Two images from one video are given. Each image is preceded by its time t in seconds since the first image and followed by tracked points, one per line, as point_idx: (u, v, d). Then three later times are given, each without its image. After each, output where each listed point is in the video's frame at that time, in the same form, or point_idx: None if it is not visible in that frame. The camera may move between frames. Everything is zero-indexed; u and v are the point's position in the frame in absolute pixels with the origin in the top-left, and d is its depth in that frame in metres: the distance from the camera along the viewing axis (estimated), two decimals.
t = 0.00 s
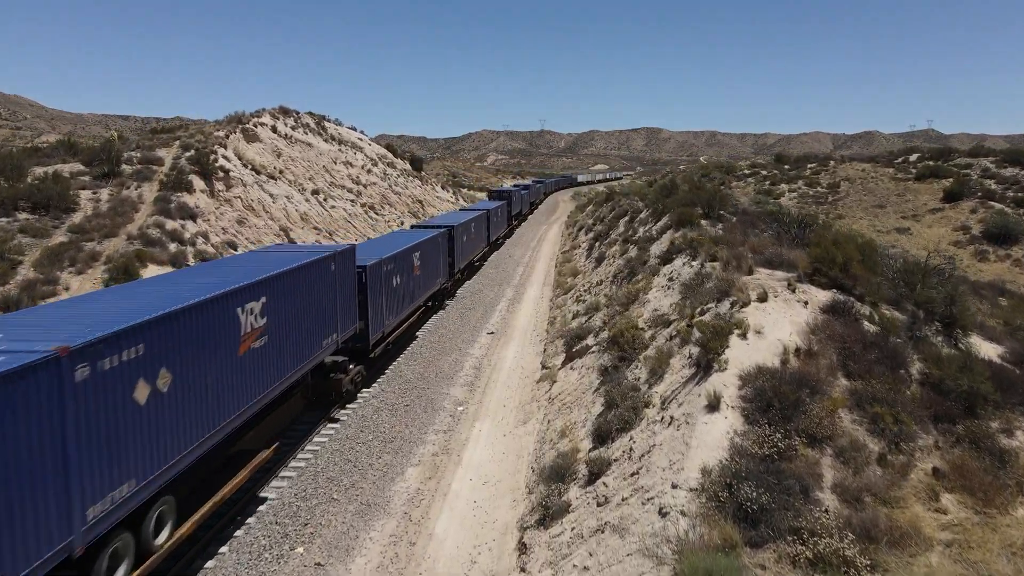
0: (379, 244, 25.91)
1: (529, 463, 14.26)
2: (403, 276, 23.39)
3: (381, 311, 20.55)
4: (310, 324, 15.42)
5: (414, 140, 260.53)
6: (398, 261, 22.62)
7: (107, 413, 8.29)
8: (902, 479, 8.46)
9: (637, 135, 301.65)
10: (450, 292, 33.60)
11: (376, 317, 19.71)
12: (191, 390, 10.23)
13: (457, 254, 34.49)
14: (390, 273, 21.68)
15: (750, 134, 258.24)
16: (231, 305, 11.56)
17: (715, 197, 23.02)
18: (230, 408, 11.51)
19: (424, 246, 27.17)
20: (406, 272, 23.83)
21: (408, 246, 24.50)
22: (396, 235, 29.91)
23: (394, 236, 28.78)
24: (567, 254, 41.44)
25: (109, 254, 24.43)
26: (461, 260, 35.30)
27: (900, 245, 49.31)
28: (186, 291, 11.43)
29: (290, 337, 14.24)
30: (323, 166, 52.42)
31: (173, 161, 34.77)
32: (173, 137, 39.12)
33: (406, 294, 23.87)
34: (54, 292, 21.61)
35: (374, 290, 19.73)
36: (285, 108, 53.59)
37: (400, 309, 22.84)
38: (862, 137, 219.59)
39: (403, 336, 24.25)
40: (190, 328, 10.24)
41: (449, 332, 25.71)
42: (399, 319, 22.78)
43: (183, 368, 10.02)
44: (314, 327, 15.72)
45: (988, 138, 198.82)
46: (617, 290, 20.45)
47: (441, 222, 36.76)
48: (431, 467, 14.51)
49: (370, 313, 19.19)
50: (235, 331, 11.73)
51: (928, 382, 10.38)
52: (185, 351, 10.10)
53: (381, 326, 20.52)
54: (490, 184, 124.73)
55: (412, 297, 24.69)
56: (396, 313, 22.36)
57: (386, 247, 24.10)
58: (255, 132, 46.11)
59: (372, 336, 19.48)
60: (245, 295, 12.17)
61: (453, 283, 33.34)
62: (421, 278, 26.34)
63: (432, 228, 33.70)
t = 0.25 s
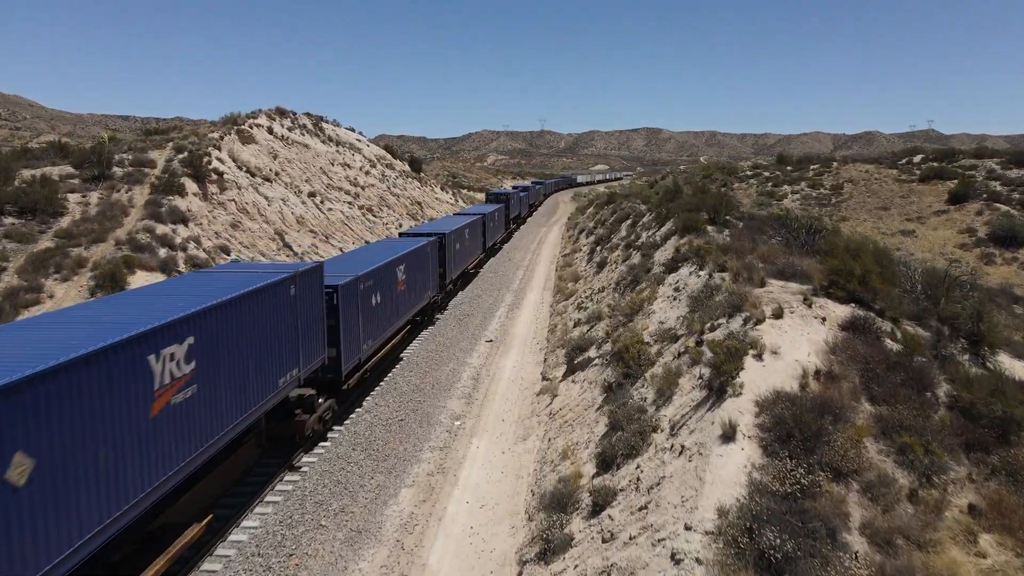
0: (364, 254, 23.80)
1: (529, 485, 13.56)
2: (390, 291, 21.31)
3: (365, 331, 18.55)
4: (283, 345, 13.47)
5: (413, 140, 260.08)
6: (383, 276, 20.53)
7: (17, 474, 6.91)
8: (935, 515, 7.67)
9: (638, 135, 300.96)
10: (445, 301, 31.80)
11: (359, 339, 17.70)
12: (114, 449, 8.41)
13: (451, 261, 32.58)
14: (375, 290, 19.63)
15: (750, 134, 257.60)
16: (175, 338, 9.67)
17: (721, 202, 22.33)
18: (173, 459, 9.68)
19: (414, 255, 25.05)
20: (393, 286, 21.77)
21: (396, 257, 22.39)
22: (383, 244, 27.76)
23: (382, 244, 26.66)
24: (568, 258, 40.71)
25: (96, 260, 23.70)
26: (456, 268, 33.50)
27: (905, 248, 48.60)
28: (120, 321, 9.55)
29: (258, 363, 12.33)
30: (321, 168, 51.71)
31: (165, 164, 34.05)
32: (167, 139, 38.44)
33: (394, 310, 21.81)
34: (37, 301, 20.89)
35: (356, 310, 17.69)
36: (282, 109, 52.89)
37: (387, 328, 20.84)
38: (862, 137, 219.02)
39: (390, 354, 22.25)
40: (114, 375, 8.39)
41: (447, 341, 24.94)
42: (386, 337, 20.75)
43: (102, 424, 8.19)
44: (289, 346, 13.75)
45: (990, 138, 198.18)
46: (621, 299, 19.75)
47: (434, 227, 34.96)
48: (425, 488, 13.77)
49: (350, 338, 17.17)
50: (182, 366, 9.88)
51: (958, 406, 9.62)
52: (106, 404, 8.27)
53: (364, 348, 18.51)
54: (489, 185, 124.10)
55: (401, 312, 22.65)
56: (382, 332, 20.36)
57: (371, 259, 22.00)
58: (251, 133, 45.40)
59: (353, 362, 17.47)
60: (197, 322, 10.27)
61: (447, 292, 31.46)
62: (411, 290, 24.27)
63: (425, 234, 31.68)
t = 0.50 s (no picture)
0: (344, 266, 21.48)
1: (529, 509, 12.83)
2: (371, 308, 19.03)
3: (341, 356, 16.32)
4: (260, 362, 12.41)
5: (413, 140, 259.33)
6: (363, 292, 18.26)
7: None
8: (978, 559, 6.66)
9: (638, 136, 300.21)
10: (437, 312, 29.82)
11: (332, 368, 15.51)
12: (47, 503, 7.28)
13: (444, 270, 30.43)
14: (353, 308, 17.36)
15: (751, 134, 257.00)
16: (124, 368, 8.50)
17: (727, 206, 21.61)
18: (127, 503, 8.57)
19: (400, 266, 22.78)
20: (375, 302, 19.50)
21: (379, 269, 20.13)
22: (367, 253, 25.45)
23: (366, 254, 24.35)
24: (568, 261, 39.95)
25: (82, 266, 22.97)
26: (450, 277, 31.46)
27: (910, 251, 47.88)
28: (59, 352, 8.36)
29: (230, 387, 11.13)
30: (318, 170, 50.96)
31: (157, 166, 33.31)
32: (160, 140, 37.69)
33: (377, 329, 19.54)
34: (20, 309, 20.16)
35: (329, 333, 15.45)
36: (279, 110, 52.12)
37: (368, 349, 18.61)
38: (863, 138, 218.33)
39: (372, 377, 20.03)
40: (45, 420, 7.24)
41: (444, 350, 24.17)
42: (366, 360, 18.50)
43: (30, 478, 7.04)
44: (264, 366, 12.53)
45: (991, 139, 197.52)
46: (624, 309, 19.02)
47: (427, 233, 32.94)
48: (420, 512, 13.02)
49: (322, 366, 14.92)
50: (136, 398, 8.75)
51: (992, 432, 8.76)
52: (36, 454, 7.12)
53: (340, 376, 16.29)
54: (489, 185, 123.45)
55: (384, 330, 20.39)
56: (361, 355, 18.05)
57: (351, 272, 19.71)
58: (247, 134, 44.63)
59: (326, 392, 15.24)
60: (153, 348, 9.09)
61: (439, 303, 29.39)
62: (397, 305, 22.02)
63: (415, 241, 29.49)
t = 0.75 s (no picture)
0: (314, 283, 18.97)
1: (529, 537, 12.07)
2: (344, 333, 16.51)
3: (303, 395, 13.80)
4: (206, 405, 10.13)
5: (412, 140, 258.52)
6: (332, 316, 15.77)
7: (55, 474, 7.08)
8: None
9: (639, 136, 299.39)
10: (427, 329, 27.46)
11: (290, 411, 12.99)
12: (71, 502, 7.32)
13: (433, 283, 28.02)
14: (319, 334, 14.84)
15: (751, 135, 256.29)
16: (135, 374, 8.41)
17: (735, 212, 20.86)
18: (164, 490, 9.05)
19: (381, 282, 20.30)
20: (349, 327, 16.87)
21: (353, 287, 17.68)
22: (345, 267, 23.02)
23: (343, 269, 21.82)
24: (569, 265, 39.19)
25: (68, 273, 22.21)
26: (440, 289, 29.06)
27: (916, 254, 47.13)
28: (10, 380, 7.38)
29: (181, 430, 9.44)
30: (315, 171, 50.20)
31: (149, 168, 32.55)
32: (153, 142, 36.93)
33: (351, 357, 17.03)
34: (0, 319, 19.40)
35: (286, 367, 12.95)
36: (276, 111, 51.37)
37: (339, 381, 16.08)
38: (864, 138, 217.68)
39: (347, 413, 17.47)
40: (66, 423, 7.25)
41: (442, 358, 23.46)
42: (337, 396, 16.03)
43: (53, 476, 7.05)
44: (205, 420, 10.09)
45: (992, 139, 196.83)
46: (629, 319, 18.27)
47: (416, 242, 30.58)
48: (414, 539, 12.24)
49: (275, 412, 12.25)
50: (171, 394, 9.20)
51: None
52: (94, 435, 7.69)
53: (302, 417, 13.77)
54: (489, 186, 122.75)
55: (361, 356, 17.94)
56: (327, 393, 15.34)
57: (320, 292, 17.22)
58: (242, 136, 43.87)
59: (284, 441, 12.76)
60: (163, 354, 9.03)
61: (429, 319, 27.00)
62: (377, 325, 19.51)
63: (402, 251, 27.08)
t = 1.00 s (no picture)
0: (282, 301, 16.59)
1: (530, 567, 11.30)
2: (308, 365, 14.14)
3: (247, 448, 11.46)
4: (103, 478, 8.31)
5: (412, 140, 257.81)
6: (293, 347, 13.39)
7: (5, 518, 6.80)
8: None
9: (639, 136, 298.71)
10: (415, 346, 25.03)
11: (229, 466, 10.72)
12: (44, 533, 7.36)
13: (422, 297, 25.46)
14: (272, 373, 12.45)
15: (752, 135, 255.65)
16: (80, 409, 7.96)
17: (743, 216, 20.10)
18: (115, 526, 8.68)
19: (361, 300, 17.92)
20: (315, 357, 14.51)
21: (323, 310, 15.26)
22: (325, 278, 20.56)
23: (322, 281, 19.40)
24: (571, 269, 38.45)
25: (52, 280, 21.44)
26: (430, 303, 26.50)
27: (923, 257, 46.36)
28: None
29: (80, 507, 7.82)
30: (312, 173, 49.42)
31: (140, 170, 31.78)
32: (145, 143, 36.17)
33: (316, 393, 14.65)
34: None
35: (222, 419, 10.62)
36: (272, 112, 50.60)
37: (299, 423, 13.72)
38: (865, 138, 217.06)
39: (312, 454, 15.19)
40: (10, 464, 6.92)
41: (440, 368, 22.68)
42: (298, 441, 13.68)
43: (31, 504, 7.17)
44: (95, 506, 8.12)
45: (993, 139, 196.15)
46: (634, 329, 17.51)
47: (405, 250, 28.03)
48: (406, 568, 11.45)
49: (204, 477, 9.96)
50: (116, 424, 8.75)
51: None
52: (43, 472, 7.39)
53: (246, 475, 11.48)
54: (489, 186, 122.04)
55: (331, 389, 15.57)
56: (285, 436, 13.08)
57: (284, 315, 14.83)
58: (237, 137, 43.10)
59: (221, 509, 10.54)
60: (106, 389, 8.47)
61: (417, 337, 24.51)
62: (353, 351, 17.13)
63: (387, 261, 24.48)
